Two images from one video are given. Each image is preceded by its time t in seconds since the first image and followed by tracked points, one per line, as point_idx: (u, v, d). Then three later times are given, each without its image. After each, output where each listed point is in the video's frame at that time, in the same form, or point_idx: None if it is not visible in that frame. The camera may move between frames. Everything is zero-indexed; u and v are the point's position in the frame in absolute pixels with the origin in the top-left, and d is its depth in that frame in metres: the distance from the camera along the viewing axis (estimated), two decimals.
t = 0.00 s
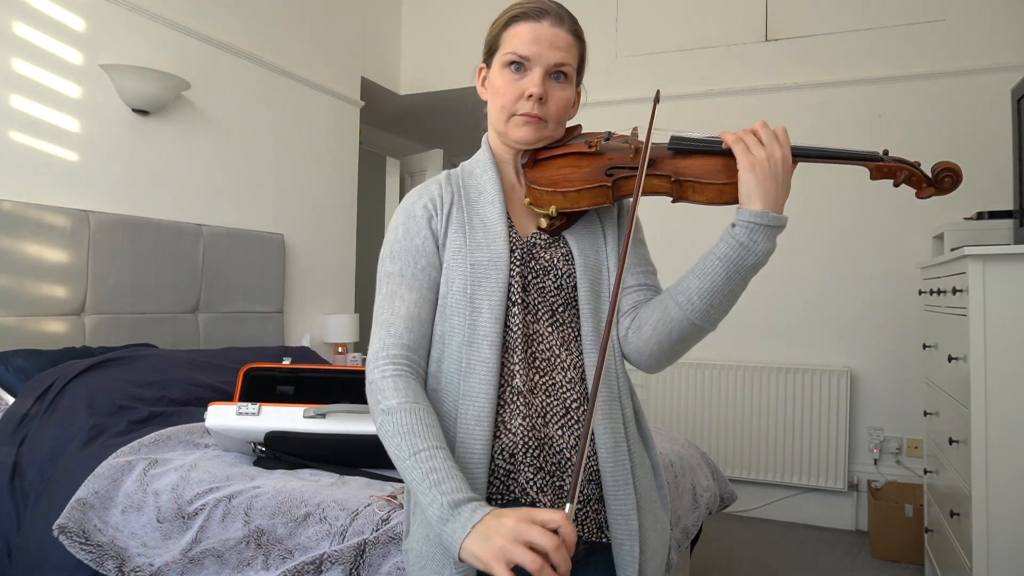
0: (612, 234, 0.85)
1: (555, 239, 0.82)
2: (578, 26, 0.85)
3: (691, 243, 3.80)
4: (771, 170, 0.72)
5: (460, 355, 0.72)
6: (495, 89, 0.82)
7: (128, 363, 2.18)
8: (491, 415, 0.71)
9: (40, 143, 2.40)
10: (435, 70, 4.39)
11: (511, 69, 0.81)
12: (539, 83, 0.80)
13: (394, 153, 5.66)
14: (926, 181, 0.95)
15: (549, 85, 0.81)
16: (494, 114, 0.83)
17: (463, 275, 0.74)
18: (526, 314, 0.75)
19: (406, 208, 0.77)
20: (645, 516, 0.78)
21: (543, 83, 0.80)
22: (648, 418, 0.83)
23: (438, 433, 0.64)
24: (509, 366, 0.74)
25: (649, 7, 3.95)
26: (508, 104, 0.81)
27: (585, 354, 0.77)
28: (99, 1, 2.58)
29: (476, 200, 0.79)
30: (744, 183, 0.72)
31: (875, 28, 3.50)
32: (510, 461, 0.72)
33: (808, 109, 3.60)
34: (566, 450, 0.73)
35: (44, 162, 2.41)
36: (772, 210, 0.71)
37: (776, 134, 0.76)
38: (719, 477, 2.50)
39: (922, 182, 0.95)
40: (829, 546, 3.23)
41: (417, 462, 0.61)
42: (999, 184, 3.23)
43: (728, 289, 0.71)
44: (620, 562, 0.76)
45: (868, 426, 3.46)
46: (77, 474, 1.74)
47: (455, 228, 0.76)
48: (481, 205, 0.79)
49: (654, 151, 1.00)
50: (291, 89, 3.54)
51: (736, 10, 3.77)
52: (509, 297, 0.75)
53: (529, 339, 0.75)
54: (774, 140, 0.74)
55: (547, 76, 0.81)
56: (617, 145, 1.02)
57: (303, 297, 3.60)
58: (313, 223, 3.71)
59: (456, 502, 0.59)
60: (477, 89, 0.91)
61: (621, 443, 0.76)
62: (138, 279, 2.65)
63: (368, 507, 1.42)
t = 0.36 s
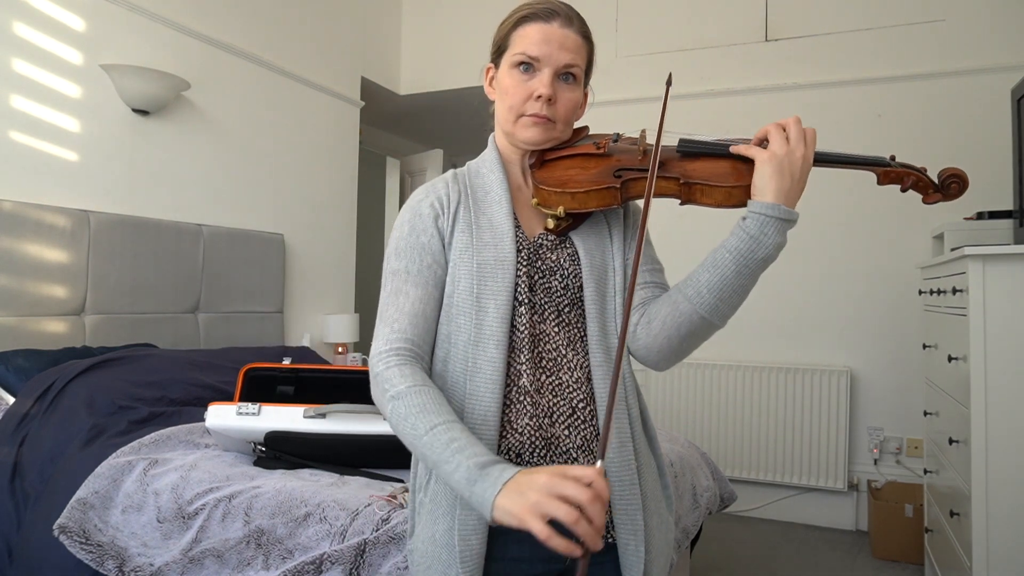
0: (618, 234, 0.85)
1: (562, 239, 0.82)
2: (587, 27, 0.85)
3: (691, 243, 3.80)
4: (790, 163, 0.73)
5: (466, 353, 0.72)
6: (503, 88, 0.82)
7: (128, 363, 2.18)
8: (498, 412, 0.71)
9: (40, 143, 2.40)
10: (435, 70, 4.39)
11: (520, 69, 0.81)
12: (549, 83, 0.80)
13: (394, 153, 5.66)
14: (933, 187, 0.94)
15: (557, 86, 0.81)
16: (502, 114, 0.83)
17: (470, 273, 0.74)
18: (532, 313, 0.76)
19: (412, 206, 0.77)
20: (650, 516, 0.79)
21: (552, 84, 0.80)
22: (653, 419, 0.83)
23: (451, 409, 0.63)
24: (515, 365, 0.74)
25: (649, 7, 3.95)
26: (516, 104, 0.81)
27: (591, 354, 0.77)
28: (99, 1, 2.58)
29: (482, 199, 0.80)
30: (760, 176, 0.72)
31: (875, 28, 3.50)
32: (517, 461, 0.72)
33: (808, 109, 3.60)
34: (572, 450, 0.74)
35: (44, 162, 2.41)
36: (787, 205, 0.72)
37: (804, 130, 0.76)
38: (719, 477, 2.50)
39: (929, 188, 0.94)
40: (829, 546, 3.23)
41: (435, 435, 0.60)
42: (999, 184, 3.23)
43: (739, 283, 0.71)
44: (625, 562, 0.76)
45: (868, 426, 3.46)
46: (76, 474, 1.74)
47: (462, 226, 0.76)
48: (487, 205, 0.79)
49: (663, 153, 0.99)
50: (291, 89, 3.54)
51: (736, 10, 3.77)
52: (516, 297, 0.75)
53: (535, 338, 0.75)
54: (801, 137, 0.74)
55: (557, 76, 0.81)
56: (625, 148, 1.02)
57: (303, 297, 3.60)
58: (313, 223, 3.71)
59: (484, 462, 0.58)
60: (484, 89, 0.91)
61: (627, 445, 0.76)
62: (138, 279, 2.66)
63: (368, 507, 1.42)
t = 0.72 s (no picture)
0: (622, 234, 0.84)
1: (565, 239, 0.82)
2: (589, 25, 0.84)
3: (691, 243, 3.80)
4: (791, 165, 0.73)
5: (466, 351, 0.72)
6: (505, 87, 0.82)
7: (128, 363, 2.18)
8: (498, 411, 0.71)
9: (40, 143, 2.40)
10: (435, 71, 4.39)
11: (521, 68, 0.81)
12: (550, 82, 0.80)
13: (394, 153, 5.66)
14: (938, 181, 0.95)
15: (559, 84, 0.81)
16: (503, 113, 0.83)
17: (471, 273, 0.74)
18: (533, 313, 0.76)
19: (414, 205, 0.77)
20: (650, 516, 0.79)
21: (554, 83, 0.80)
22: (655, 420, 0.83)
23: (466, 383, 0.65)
24: (515, 365, 0.73)
25: (648, 7, 3.95)
26: (517, 103, 0.81)
27: (592, 353, 0.77)
28: (99, 1, 2.58)
29: (483, 198, 0.80)
30: (761, 176, 0.73)
31: (875, 28, 3.50)
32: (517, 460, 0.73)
33: (808, 109, 3.60)
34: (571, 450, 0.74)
35: (44, 162, 2.41)
36: (788, 205, 0.72)
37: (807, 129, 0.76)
38: (719, 477, 2.50)
39: (934, 181, 0.95)
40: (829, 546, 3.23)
41: (459, 401, 0.62)
42: (999, 184, 3.23)
43: (742, 285, 0.71)
44: (623, 563, 0.76)
45: (868, 426, 3.46)
46: (76, 474, 1.74)
47: (463, 225, 0.76)
48: (489, 205, 0.79)
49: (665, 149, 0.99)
50: (291, 89, 3.54)
51: (736, 10, 3.77)
52: (517, 296, 0.75)
53: (536, 338, 0.75)
54: (803, 137, 0.74)
55: (558, 75, 0.81)
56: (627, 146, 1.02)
57: (303, 296, 3.60)
58: (313, 222, 3.71)
59: (516, 411, 0.60)
60: (486, 86, 0.91)
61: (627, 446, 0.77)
62: (138, 279, 2.65)
63: (368, 507, 1.42)
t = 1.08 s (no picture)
0: (621, 234, 0.85)
1: (563, 239, 0.82)
2: (586, 23, 0.84)
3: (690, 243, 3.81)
4: (793, 172, 0.73)
5: (463, 350, 0.73)
6: (501, 88, 0.82)
7: (129, 363, 2.18)
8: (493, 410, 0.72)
9: (40, 143, 2.40)
10: (435, 70, 4.39)
11: (517, 69, 0.81)
12: (546, 82, 0.80)
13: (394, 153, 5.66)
14: (940, 177, 0.95)
15: (555, 84, 0.81)
16: (500, 113, 0.84)
17: (468, 272, 0.74)
18: (530, 312, 0.76)
19: (411, 204, 0.77)
20: (646, 517, 0.79)
21: (549, 83, 0.80)
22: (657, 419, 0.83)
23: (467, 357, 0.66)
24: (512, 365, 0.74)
25: (648, 7, 3.95)
26: (513, 104, 0.82)
27: (590, 352, 0.77)
28: (99, 1, 2.58)
29: (481, 197, 0.80)
30: (763, 183, 0.73)
31: (875, 28, 3.50)
32: (513, 460, 0.73)
33: (808, 109, 3.60)
34: (567, 449, 0.75)
35: (44, 162, 2.41)
36: (788, 211, 0.72)
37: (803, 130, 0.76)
38: (719, 476, 2.50)
39: (936, 178, 0.95)
40: (829, 546, 3.23)
41: (464, 368, 0.63)
42: (999, 184, 3.23)
43: (744, 291, 0.72)
44: (618, 563, 0.76)
45: (868, 425, 3.46)
46: (77, 474, 1.75)
47: (460, 225, 0.76)
48: (487, 205, 0.80)
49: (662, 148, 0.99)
50: (292, 89, 3.54)
51: (736, 9, 3.77)
52: (514, 297, 0.75)
53: (533, 338, 0.76)
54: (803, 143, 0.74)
55: (554, 75, 0.81)
56: (625, 145, 1.02)
57: (303, 296, 3.60)
58: (313, 222, 3.71)
59: (520, 366, 0.62)
60: (484, 85, 0.91)
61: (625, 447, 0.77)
62: (138, 280, 2.66)
63: (368, 507, 1.42)
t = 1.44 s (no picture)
0: (619, 233, 0.84)
1: (560, 239, 0.81)
2: (580, 21, 0.83)
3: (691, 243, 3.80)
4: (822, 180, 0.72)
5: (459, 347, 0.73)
6: (495, 88, 0.82)
7: (128, 363, 2.18)
8: (488, 412, 0.72)
9: (40, 143, 2.40)
10: (435, 70, 4.39)
11: (511, 69, 0.81)
12: (540, 83, 0.79)
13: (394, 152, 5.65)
14: (941, 173, 0.94)
15: (550, 84, 0.81)
16: (496, 113, 0.84)
17: (463, 271, 0.74)
18: (524, 311, 0.75)
19: (408, 202, 0.78)
20: (642, 517, 0.79)
21: (543, 83, 0.80)
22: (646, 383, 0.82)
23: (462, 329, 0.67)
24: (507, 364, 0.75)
25: (649, 7, 3.95)
26: (508, 104, 0.81)
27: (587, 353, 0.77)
28: (99, 1, 2.58)
29: (478, 196, 0.80)
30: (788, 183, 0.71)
31: (875, 28, 3.49)
32: (507, 460, 0.72)
33: (808, 108, 3.60)
34: (562, 449, 0.74)
35: (44, 162, 2.41)
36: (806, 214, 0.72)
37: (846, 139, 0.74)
38: (719, 477, 2.49)
39: (936, 174, 0.94)
40: (829, 546, 3.23)
41: (459, 336, 0.64)
42: (1000, 184, 3.23)
43: (754, 291, 0.72)
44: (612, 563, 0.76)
45: (868, 425, 3.46)
46: (76, 474, 1.74)
47: (456, 224, 0.76)
48: (483, 204, 0.79)
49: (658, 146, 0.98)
50: (292, 89, 3.54)
51: (737, 9, 3.76)
52: (508, 296, 0.74)
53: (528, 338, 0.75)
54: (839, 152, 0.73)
55: (548, 74, 0.80)
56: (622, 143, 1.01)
57: (303, 296, 3.60)
58: (313, 222, 3.71)
59: (515, 322, 0.63)
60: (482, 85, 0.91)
61: (620, 447, 0.76)
62: (138, 280, 2.66)
63: (368, 507, 1.42)
